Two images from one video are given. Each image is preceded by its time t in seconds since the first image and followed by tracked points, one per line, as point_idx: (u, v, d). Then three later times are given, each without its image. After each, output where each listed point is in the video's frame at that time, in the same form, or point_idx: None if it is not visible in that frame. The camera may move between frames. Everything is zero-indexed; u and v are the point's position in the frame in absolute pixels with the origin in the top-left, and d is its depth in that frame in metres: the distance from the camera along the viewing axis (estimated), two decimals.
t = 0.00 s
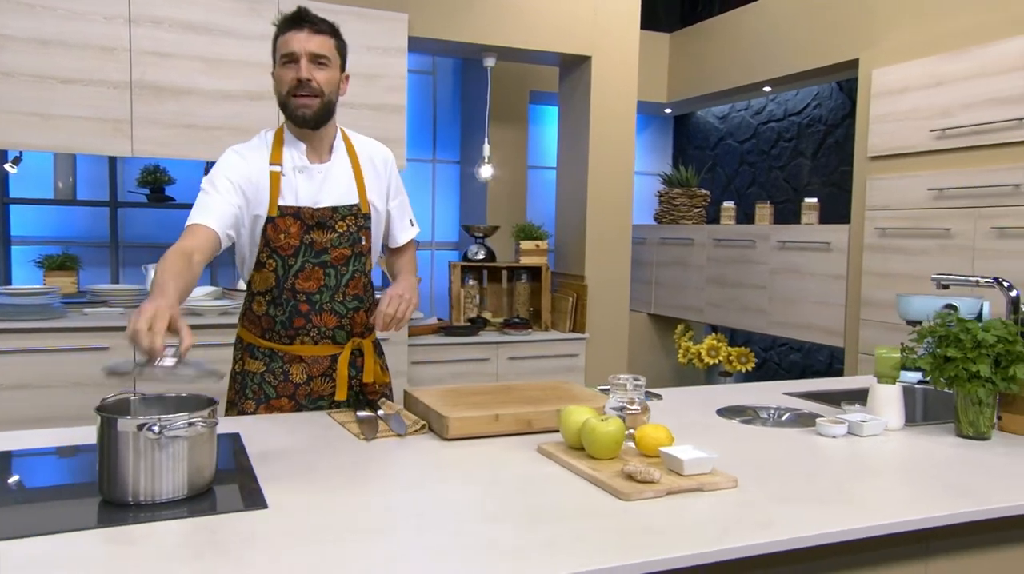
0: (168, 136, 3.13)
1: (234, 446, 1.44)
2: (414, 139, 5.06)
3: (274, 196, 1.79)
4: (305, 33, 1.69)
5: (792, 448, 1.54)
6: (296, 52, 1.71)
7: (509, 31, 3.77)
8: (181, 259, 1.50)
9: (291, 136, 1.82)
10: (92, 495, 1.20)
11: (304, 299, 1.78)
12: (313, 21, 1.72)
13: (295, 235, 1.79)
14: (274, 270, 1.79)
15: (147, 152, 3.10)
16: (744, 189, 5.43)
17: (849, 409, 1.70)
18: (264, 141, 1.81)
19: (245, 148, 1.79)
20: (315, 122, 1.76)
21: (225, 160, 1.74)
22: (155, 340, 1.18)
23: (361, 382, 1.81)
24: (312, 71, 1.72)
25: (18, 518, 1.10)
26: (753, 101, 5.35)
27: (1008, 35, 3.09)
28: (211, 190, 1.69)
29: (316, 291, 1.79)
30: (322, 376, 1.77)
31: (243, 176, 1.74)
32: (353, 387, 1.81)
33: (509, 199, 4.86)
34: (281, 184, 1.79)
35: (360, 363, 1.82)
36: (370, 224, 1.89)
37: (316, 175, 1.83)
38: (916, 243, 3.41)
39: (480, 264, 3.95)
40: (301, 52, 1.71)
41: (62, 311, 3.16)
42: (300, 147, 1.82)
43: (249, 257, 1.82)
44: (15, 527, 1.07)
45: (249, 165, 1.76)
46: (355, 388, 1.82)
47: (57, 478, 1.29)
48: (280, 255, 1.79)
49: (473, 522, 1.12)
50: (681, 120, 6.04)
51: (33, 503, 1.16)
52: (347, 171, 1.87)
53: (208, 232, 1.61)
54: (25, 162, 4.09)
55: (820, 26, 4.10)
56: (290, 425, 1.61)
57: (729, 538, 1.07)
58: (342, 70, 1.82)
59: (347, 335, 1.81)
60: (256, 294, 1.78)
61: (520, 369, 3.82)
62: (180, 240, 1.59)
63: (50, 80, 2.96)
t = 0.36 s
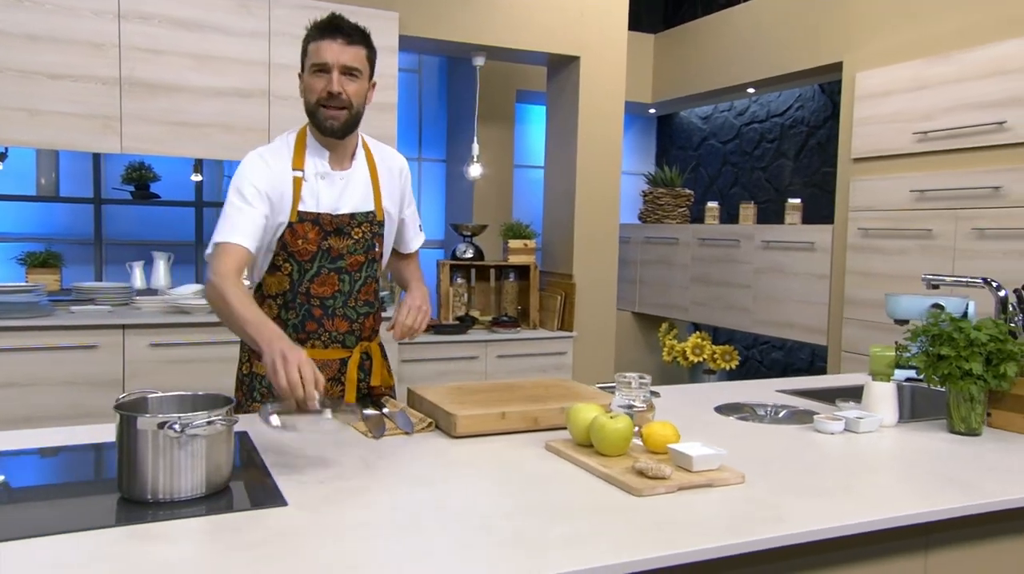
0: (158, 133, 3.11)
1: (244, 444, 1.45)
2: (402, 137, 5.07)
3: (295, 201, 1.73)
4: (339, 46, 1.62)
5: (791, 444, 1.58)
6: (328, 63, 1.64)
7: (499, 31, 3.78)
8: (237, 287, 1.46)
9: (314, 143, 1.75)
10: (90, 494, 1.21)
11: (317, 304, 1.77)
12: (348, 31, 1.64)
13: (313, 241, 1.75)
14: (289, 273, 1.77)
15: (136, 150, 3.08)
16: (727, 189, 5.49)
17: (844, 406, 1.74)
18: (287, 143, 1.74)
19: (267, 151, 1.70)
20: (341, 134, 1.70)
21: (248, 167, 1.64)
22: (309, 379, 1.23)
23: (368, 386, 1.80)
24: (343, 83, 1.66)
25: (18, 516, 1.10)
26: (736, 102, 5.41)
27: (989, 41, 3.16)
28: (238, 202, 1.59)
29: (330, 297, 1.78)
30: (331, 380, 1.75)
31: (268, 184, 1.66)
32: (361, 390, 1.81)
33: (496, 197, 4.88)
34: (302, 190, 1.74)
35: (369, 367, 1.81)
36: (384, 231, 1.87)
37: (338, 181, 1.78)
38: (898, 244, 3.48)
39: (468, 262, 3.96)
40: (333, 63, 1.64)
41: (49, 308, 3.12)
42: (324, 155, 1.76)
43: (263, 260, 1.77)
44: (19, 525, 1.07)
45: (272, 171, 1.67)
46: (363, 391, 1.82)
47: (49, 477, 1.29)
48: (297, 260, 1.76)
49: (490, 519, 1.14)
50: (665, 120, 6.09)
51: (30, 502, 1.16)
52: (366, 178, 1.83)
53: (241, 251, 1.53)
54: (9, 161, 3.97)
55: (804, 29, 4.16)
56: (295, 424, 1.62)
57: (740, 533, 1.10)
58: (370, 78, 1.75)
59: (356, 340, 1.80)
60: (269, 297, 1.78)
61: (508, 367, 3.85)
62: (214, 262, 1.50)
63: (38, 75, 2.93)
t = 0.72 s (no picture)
0: (150, 129, 3.08)
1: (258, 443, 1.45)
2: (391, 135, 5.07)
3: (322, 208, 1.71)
4: (343, 73, 1.55)
5: (798, 442, 1.61)
6: (336, 88, 1.58)
7: (492, 29, 3.79)
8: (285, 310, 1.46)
9: (337, 159, 1.71)
10: (79, 493, 1.21)
11: (339, 309, 1.80)
12: (355, 54, 1.56)
13: (339, 248, 1.75)
14: (313, 278, 1.78)
15: (129, 146, 3.05)
16: (714, 188, 5.54)
17: (846, 404, 1.77)
18: (312, 150, 1.70)
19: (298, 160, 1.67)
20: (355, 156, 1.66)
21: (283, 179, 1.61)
22: (330, 433, 1.23)
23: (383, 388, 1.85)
24: (352, 108, 1.60)
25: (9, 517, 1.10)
26: (722, 101, 5.45)
27: (977, 44, 3.22)
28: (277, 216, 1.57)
29: (352, 302, 1.81)
30: (348, 384, 1.80)
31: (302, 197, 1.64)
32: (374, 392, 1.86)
33: (486, 195, 4.88)
34: (329, 197, 1.71)
35: (383, 370, 1.84)
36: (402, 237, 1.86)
37: (362, 188, 1.76)
38: (886, 243, 3.53)
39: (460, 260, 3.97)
40: (340, 89, 1.58)
41: (40, 306, 3.09)
42: (348, 167, 1.73)
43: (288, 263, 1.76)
44: (14, 526, 1.07)
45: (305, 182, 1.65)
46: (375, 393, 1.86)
47: (33, 476, 1.29)
48: (323, 265, 1.76)
49: (515, 517, 1.15)
50: (652, 119, 6.13)
51: (18, 503, 1.16)
52: (389, 184, 1.81)
53: (289, 265, 1.54)
54: None
55: (793, 31, 4.21)
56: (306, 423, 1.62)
57: (761, 530, 1.12)
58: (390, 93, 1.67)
59: (372, 343, 1.85)
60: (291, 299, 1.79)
61: (500, 365, 3.86)
62: (264, 279, 1.50)
63: (29, 70, 2.89)
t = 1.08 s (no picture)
0: (147, 129, 3.06)
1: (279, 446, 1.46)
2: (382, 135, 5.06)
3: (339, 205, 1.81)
4: (369, 86, 1.69)
5: (808, 442, 1.64)
6: (364, 99, 1.72)
7: (487, 30, 3.80)
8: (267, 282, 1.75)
9: (365, 165, 1.84)
10: (73, 497, 1.22)
11: (349, 306, 1.83)
12: (385, 68, 1.71)
13: (352, 245, 1.82)
14: (327, 273, 1.83)
15: (126, 146, 3.03)
16: (703, 188, 5.58)
17: (852, 405, 1.81)
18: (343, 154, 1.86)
19: (324, 156, 1.83)
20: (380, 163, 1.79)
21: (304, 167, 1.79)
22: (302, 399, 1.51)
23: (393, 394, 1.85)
24: (377, 118, 1.73)
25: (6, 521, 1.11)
26: (711, 102, 5.50)
27: (966, 48, 3.28)
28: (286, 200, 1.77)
29: (363, 301, 1.84)
30: (355, 383, 1.81)
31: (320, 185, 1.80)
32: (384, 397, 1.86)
33: (478, 195, 4.87)
34: (348, 196, 1.82)
35: (392, 375, 1.86)
36: (429, 248, 1.92)
37: (386, 193, 1.85)
38: (877, 244, 3.59)
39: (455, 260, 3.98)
40: (367, 101, 1.72)
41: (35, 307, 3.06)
42: (375, 171, 1.86)
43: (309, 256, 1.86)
44: (27, 531, 1.08)
45: (324, 175, 1.81)
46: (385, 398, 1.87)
47: (23, 479, 1.30)
48: (336, 261, 1.82)
49: (547, 517, 1.17)
50: (641, 119, 6.17)
51: (11, 506, 1.17)
52: (417, 194, 1.90)
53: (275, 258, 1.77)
54: None
55: (783, 33, 4.26)
56: (324, 425, 1.63)
57: (787, 529, 1.15)
58: (419, 107, 1.78)
59: (383, 347, 1.86)
60: (306, 293, 1.84)
61: (495, 365, 3.87)
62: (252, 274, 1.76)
63: (25, 69, 2.86)
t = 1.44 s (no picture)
0: (151, 130, 3.06)
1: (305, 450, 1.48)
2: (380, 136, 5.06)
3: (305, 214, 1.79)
4: (306, 103, 1.60)
5: (823, 442, 1.67)
6: (306, 116, 1.63)
7: (488, 31, 3.81)
8: (222, 291, 1.73)
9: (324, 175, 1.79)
10: (74, 501, 1.23)
11: (329, 314, 1.82)
12: (318, 82, 1.60)
13: (324, 253, 1.79)
14: (303, 282, 1.81)
15: (129, 148, 3.02)
16: (699, 189, 5.62)
17: (864, 406, 1.84)
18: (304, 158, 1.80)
19: (286, 162, 1.78)
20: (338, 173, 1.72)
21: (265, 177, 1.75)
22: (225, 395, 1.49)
23: (381, 398, 1.86)
24: (323, 133, 1.64)
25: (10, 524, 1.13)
26: (707, 103, 5.53)
27: (964, 52, 3.32)
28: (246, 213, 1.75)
29: (342, 307, 1.82)
30: (342, 388, 1.82)
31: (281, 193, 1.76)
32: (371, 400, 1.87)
33: (477, 196, 4.88)
34: (313, 203, 1.79)
35: (379, 377, 1.86)
36: (400, 244, 1.88)
37: (349, 197, 1.81)
38: (875, 245, 3.63)
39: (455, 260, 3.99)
40: (309, 117, 1.63)
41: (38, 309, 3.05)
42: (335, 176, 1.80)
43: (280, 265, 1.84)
44: (63, 539, 1.08)
45: (285, 183, 1.77)
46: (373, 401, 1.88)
47: (21, 483, 1.31)
48: (310, 270, 1.80)
49: (579, 521, 1.19)
50: (636, 120, 6.20)
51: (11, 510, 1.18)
52: (380, 193, 1.84)
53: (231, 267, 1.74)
54: None
55: (781, 35, 4.29)
56: (345, 429, 1.64)
57: (815, 532, 1.17)
58: (367, 109, 1.68)
59: (368, 350, 1.85)
60: (287, 301, 1.82)
61: (497, 365, 3.89)
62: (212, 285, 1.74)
63: (29, 70, 2.85)
